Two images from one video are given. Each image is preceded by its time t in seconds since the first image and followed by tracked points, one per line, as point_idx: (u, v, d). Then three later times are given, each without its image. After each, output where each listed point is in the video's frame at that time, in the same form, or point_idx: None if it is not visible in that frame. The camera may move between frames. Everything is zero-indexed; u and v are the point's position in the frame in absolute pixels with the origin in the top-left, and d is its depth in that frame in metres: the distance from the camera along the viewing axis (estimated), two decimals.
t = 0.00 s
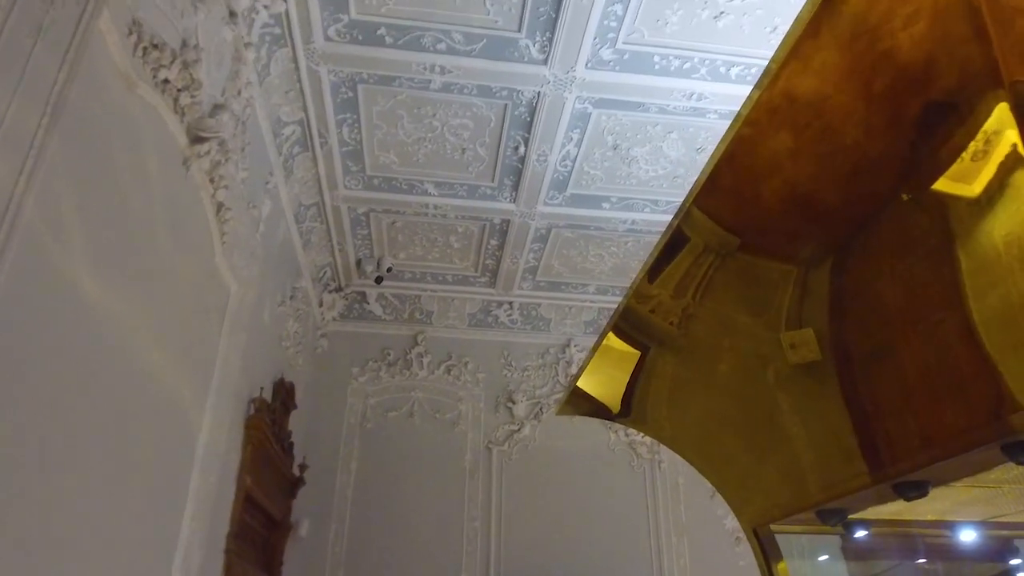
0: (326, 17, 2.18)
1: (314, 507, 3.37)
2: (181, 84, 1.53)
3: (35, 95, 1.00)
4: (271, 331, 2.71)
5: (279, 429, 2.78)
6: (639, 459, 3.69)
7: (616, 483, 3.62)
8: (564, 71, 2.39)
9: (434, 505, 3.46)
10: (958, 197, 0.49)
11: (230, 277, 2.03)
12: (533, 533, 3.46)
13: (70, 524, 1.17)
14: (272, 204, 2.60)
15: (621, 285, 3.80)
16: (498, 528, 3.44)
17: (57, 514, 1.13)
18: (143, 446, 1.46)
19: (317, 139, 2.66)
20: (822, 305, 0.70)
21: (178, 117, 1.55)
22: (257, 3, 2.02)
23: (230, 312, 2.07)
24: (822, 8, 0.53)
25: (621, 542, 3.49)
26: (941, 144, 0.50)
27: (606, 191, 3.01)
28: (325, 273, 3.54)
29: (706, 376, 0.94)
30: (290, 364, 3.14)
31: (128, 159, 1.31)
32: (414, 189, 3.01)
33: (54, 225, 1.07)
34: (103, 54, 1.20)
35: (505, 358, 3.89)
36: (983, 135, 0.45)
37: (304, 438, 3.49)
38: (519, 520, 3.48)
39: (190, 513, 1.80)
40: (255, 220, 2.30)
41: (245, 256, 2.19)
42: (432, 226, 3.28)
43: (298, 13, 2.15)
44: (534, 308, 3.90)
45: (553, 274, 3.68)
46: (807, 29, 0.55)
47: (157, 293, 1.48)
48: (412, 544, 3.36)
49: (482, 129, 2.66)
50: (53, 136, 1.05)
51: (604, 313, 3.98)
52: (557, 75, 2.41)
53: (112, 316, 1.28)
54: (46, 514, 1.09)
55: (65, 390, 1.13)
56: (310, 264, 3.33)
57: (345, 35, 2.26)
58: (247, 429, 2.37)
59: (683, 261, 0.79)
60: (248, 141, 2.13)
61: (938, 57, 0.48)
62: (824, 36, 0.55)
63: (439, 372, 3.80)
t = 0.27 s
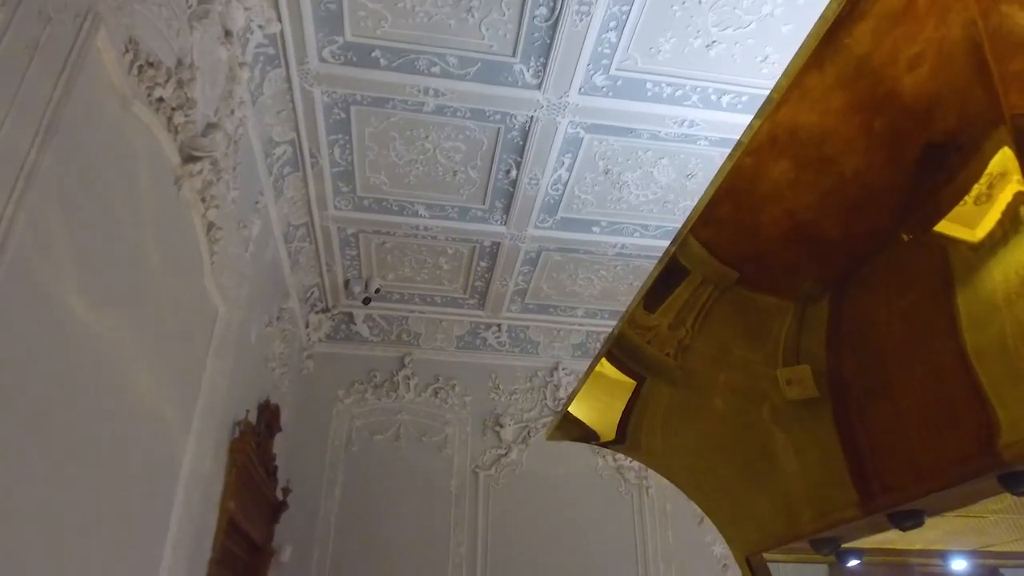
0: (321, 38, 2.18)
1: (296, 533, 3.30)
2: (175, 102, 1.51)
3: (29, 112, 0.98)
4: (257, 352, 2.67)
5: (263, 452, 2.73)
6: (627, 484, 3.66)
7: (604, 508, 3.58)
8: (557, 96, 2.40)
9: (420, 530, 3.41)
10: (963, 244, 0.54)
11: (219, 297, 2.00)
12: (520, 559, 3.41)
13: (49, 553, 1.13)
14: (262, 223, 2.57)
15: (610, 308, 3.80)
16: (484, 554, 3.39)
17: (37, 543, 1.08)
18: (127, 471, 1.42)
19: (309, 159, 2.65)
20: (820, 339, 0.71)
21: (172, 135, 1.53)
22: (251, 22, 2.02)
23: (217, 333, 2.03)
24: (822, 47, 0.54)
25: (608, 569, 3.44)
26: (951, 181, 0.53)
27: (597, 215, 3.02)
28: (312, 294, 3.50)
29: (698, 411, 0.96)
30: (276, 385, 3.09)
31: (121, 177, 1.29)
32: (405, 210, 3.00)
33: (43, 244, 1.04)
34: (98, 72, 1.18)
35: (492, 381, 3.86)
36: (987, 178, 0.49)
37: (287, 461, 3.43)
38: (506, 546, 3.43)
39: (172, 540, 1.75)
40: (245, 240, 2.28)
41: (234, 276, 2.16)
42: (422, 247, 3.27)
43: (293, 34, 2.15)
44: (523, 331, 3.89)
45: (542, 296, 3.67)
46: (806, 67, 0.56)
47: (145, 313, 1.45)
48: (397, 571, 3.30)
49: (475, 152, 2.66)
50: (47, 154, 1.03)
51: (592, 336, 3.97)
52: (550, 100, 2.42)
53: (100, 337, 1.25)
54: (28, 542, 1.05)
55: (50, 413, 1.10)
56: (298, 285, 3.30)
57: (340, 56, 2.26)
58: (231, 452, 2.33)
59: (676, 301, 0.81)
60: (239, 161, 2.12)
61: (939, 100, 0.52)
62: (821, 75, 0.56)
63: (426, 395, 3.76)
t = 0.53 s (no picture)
0: (314, 59, 2.18)
1: (277, 558, 3.23)
2: (166, 122, 1.50)
3: (19, 132, 0.96)
4: (241, 373, 2.63)
5: (245, 475, 2.68)
6: (613, 509, 3.63)
7: (589, 534, 3.55)
8: (549, 121, 2.42)
9: (403, 556, 3.35)
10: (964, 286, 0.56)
11: (205, 318, 1.97)
12: None
13: None
14: (249, 243, 2.55)
15: (597, 331, 3.79)
16: None
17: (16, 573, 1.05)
18: (108, 498, 1.38)
19: (298, 180, 2.63)
20: (814, 374, 0.75)
21: (162, 155, 1.52)
22: (243, 43, 2.05)
23: (202, 355, 2.00)
24: (821, 85, 0.62)
25: None
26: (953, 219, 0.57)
27: (585, 239, 3.03)
28: (297, 314, 3.46)
29: (688, 436, 1.06)
30: (259, 407, 3.04)
31: (109, 198, 1.27)
32: (393, 231, 2.98)
33: (32, 265, 1.02)
34: (91, 92, 1.17)
35: (478, 404, 3.83)
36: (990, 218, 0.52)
37: (269, 484, 3.37)
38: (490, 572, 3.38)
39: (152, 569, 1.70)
40: (232, 260, 2.25)
41: (220, 297, 2.13)
42: (410, 269, 3.25)
43: (285, 55, 2.15)
44: (509, 353, 3.87)
45: (529, 319, 3.66)
46: (808, 103, 0.64)
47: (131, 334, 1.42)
48: None
49: (465, 175, 2.66)
50: (37, 174, 1.01)
51: (579, 359, 3.96)
52: (542, 125, 2.43)
53: (85, 359, 1.22)
54: (8, 572, 1.02)
55: (33, 439, 1.07)
56: (283, 305, 3.26)
57: (332, 78, 2.26)
58: (213, 476, 2.28)
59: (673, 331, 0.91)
60: (229, 181, 2.10)
61: (939, 136, 0.57)
62: (820, 111, 0.64)
63: (411, 417, 3.72)
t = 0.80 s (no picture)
0: (297, 80, 2.18)
1: None
2: (147, 140, 1.49)
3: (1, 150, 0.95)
4: (213, 392, 2.59)
5: (214, 496, 2.62)
6: (586, 534, 3.61)
7: (563, 558, 3.53)
8: (531, 146, 2.44)
9: None
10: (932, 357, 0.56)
11: (179, 336, 1.94)
12: None
13: None
14: (225, 261, 2.53)
15: (573, 354, 3.80)
16: None
17: None
18: (74, 522, 1.34)
19: (277, 198, 2.62)
20: (793, 405, 0.74)
21: (142, 174, 1.50)
22: (226, 62, 2.07)
23: (175, 374, 1.96)
24: (799, 124, 0.59)
25: None
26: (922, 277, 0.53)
27: (564, 263, 3.05)
28: (271, 332, 3.42)
29: (662, 467, 1.08)
30: (230, 426, 2.99)
31: (88, 217, 1.25)
32: (372, 251, 2.97)
33: (7, 283, 1.00)
34: (73, 110, 1.16)
35: (453, 426, 3.80)
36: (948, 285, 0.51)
37: (237, 505, 3.30)
38: None
39: None
40: (208, 278, 2.23)
41: (195, 315, 2.10)
42: (387, 289, 3.24)
43: (268, 74, 2.15)
44: (485, 375, 3.86)
45: (506, 341, 3.66)
46: (786, 138, 0.61)
47: (103, 354, 1.39)
48: None
49: (446, 197, 2.67)
50: (15, 191, 0.99)
51: (555, 383, 3.96)
52: (523, 150, 2.46)
53: (57, 379, 1.20)
54: None
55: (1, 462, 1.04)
56: (258, 323, 3.22)
57: (315, 98, 2.26)
58: (181, 498, 2.23)
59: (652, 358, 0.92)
60: (207, 198, 2.08)
61: (915, 182, 0.53)
62: (800, 148, 0.60)
63: (385, 438, 3.68)
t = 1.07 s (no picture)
0: (267, 93, 2.17)
1: None
2: (111, 149, 1.46)
3: None
4: (167, 406, 2.53)
5: (163, 512, 2.55)
6: (542, 555, 3.60)
7: None
8: (499, 168, 2.46)
9: None
10: (894, 354, 0.84)
11: (134, 348, 1.89)
12: None
13: None
14: (185, 271, 2.48)
15: (536, 375, 3.81)
16: None
17: None
18: (18, 539, 1.30)
19: (241, 210, 2.59)
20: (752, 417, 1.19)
21: (104, 182, 1.47)
22: (195, 72, 2.06)
23: (128, 386, 1.91)
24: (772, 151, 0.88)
25: None
26: (891, 285, 0.84)
27: (529, 283, 3.06)
28: (229, 345, 3.36)
29: (615, 484, 1.46)
30: (183, 440, 2.91)
31: (46, 226, 1.22)
32: (337, 266, 2.95)
33: None
34: (37, 118, 1.14)
35: (412, 444, 3.77)
36: (919, 291, 0.79)
37: (187, 522, 3.22)
38: None
39: None
40: (167, 289, 2.18)
41: (152, 326, 2.06)
42: (350, 305, 3.21)
43: (238, 86, 2.13)
44: (447, 394, 3.85)
45: (469, 360, 3.65)
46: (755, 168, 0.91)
47: (57, 366, 1.36)
48: None
49: (413, 215, 2.67)
50: None
51: (516, 403, 3.96)
52: (492, 172, 2.48)
53: (7, 392, 1.16)
54: None
55: None
56: (216, 335, 3.16)
57: (285, 112, 2.25)
58: (129, 514, 2.16)
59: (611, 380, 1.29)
60: (170, 208, 2.05)
61: (875, 212, 0.84)
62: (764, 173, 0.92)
63: (342, 455, 3.63)
